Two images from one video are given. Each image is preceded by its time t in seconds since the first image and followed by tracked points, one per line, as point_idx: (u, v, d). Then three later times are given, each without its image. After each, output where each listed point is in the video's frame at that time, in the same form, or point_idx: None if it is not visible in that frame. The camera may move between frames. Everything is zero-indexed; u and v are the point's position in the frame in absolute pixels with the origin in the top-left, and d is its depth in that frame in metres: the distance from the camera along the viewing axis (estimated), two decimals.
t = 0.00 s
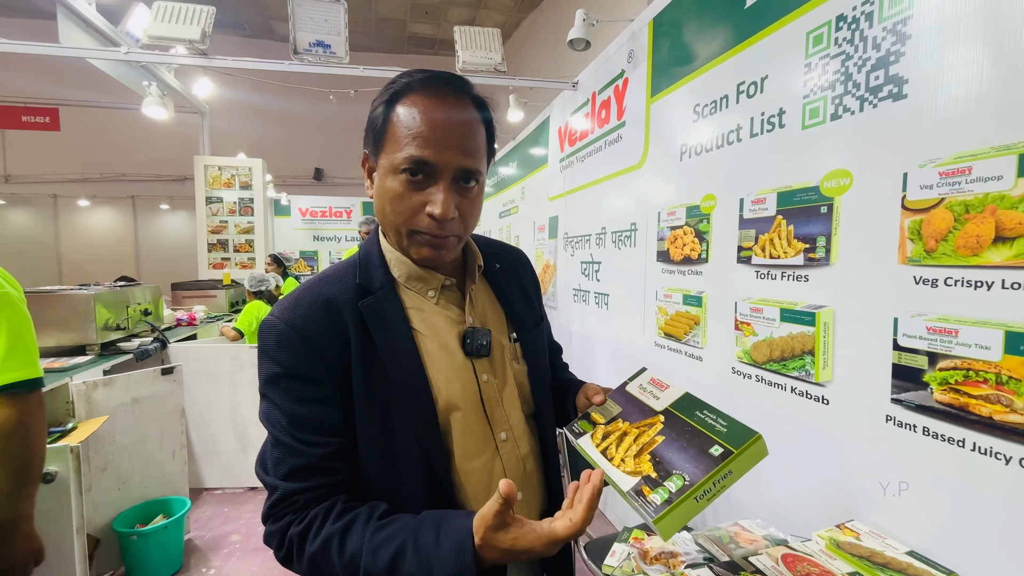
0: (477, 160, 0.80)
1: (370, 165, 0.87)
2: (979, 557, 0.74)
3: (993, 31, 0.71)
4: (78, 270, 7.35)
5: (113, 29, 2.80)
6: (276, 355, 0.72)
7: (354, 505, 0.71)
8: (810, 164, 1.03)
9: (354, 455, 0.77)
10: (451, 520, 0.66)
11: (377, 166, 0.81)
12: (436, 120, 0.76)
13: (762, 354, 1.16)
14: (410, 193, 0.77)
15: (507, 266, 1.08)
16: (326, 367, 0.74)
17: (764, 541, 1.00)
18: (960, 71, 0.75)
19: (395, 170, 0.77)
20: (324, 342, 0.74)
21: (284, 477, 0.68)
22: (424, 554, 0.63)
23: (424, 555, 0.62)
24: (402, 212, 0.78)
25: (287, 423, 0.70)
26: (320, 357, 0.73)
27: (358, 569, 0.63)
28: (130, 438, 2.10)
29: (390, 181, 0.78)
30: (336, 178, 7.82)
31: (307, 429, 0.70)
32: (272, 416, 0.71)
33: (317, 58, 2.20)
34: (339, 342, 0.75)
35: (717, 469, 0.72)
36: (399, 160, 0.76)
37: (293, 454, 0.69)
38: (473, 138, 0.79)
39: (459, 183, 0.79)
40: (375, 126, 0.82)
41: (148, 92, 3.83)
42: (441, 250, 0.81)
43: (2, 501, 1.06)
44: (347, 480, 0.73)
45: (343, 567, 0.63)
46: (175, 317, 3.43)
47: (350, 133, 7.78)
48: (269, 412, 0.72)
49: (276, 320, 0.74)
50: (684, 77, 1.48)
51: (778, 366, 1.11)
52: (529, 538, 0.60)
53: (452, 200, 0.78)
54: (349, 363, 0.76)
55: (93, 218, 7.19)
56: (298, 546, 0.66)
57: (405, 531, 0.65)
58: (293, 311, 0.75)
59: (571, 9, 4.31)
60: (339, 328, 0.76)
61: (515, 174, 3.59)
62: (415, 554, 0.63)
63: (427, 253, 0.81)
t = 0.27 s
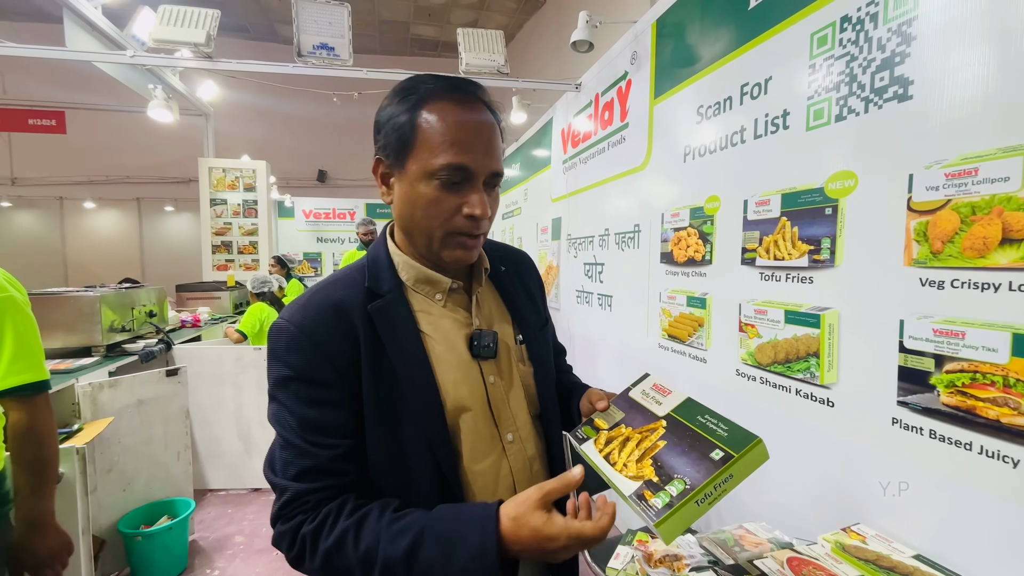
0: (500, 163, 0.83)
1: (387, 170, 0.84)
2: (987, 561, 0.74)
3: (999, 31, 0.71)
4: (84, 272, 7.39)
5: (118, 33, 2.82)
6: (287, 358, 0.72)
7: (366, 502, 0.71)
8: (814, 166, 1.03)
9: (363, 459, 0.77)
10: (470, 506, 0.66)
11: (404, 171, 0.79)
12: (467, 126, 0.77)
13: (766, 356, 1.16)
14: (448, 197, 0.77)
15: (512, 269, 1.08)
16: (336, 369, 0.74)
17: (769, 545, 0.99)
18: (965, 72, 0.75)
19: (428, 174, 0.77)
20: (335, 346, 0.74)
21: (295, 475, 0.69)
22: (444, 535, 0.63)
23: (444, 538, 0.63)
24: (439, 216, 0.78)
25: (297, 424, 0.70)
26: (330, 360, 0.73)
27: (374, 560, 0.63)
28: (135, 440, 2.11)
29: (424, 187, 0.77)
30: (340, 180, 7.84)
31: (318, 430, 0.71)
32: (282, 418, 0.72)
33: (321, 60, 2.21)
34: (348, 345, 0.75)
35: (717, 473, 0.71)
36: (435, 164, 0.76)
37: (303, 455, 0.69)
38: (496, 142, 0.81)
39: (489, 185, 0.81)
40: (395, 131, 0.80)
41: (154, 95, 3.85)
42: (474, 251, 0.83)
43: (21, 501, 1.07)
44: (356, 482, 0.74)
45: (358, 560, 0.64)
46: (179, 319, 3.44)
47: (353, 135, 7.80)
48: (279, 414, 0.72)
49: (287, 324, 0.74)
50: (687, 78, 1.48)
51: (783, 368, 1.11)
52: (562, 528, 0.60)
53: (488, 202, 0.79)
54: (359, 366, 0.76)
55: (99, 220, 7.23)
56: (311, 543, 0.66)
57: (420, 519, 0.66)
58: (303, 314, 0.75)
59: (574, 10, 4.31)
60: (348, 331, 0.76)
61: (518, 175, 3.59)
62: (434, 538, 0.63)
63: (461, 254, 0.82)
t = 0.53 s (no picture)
0: (501, 154, 0.82)
1: (397, 166, 0.87)
2: (986, 559, 0.74)
3: (998, 29, 0.71)
4: (82, 271, 7.38)
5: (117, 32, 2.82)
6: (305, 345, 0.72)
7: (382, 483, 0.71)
8: (813, 165, 1.03)
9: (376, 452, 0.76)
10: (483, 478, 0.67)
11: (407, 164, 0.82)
12: (467, 117, 0.78)
13: (766, 355, 1.16)
14: (442, 184, 0.78)
15: (520, 269, 1.08)
16: (353, 359, 0.73)
17: (768, 543, 1.00)
18: (964, 71, 0.75)
19: (426, 163, 0.78)
20: (353, 336, 0.74)
21: (313, 456, 0.69)
22: (461, 500, 0.64)
23: (461, 505, 0.64)
24: (433, 203, 0.78)
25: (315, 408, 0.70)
26: (347, 350, 0.73)
27: (396, 531, 0.64)
28: (134, 439, 2.11)
29: (421, 175, 0.79)
30: (339, 179, 7.83)
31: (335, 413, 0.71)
32: (300, 405, 0.72)
33: (320, 59, 2.21)
34: (365, 336, 0.75)
35: (711, 445, 0.72)
36: (431, 152, 0.78)
37: (320, 442, 0.69)
38: (497, 134, 0.81)
39: (486, 175, 0.80)
40: (403, 128, 0.83)
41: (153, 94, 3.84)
42: (470, 241, 0.81)
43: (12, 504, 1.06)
44: (371, 469, 0.74)
45: (380, 533, 0.64)
46: (178, 318, 3.44)
47: (352, 134, 7.79)
48: (298, 400, 0.72)
49: (306, 314, 0.74)
50: (687, 77, 1.48)
51: (782, 367, 1.11)
52: (570, 498, 0.61)
53: (482, 189, 0.78)
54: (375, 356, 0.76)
55: (98, 220, 7.22)
56: (331, 522, 0.66)
57: (438, 491, 0.67)
58: (321, 305, 0.75)
59: (573, 10, 4.31)
60: (365, 322, 0.76)
61: (517, 175, 3.59)
62: (452, 507, 0.64)
63: (455, 245, 0.80)
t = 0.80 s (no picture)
0: (515, 159, 0.82)
1: (411, 168, 0.86)
2: (983, 560, 0.74)
3: (994, 30, 0.71)
4: (77, 271, 7.34)
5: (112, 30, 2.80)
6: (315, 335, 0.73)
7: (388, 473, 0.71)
8: (811, 165, 1.03)
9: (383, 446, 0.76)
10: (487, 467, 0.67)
11: (423, 167, 0.81)
12: (485, 122, 0.78)
13: (763, 355, 1.16)
14: (460, 188, 0.77)
15: (527, 269, 1.08)
16: (364, 352, 0.73)
17: (766, 543, 1.00)
18: (960, 72, 0.75)
19: (443, 167, 0.78)
20: (364, 329, 0.74)
21: (321, 443, 0.69)
22: (462, 487, 0.64)
23: (464, 491, 0.63)
24: (450, 207, 0.78)
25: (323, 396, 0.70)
26: (358, 344, 0.73)
27: (399, 519, 0.63)
28: (130, 440, 2.10)
29: (438, 178, 0.78)
30: (336, 179, 7.81)
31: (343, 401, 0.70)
32: (310, 395, 0.72)
33: (317, 58, 2.20)
34: (376, 331, 0.75)
35: (706, 426, 0.72)
36: (449, 156, 0.77)
37: (329, 432, 0.69)
38: (513, 139, 0.82)
39: (502, 179, 0.81)
40: (417, 130, 0.82)
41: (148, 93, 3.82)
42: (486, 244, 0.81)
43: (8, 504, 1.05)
44: (379, 460, 0.73)
45: (383, 520, 0.63)
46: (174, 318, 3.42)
47: (349, 134, 7.77)
48: (308, 389, 0.72)
49: (318, 308, 0.75)
50: (684, 78, 1.48)
51: (780, 367, 1.11)
52: (563, 490, 0.59)
53: (499, 194, 0.78)
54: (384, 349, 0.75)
55: (92, 220, 7.18)
56: (336, 509, 0.65)
57: (442, 480, 0.66)
58: (333, 299, 0.75)
59: (570, 10, 4.31)
60: (375, 317, 0.76)
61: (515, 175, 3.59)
62: (455, 491, 0.64)
63: (472, 246, 0.81)
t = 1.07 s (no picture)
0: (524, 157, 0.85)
1: (418, 161, 0.85)
2: (978, 557, 0.74)
3: (989, 30, 0.71)
4: (72, 270, 7.30)
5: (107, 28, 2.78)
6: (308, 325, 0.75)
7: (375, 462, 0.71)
8: (808, 164, 1.03)
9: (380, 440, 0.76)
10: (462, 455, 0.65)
11: (434, 161, 0.80)
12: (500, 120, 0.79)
13: (760, 354, 1.17)
14: (475, 183, 0.78)
15: (526, 266, 1.08)
16: (360, 345, 0.74)
17: (762, 541, 1.00)
18: (954, 72, 0.76)
19: (458, 161, 0.78)
20: (358, 321, 0.75)
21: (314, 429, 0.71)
22: (436, 475, 0.62)
23: (436, 477, 0.62)
24: (463, 201, 0.78)
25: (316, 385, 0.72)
26: (355, 338, 0.74)
27: (374, 510, 0.62)
28: (125, 440, 2.09)
29: (452, 171, 0.78)
30: (333, 178, 7.79)
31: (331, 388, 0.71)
32: (306, 386, 0.74)
33: (314, 57, 2.19)
34: (371, 325, 0.76)
35: (733, 430, 0.72)
36: (464, 151, 0.77)
37: (324, 420, 0.70)
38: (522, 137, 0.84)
39: (513, 175, 0.82)
40: (428, 124, 0.81)
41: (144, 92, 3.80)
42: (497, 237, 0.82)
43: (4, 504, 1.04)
44: (372, 449, 0.74)
45: (361, 509, 0.63)
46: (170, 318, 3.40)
47: (346, 133, 7.75)
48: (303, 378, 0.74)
49: (316, 301, 0.76)
50: (681, 77, 1.48)
51: (776, 366, 1.12)
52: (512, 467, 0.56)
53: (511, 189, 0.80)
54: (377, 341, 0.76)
55: (88, 218, 7.14)
56: (323, 493, 0.66)
57: (421, 469, 0.65)
58: (331, 293, 0.76)
59: (568, 10, 4.31)
60: (371, 312, 0.76)
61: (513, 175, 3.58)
62: (426, 480, 0.63)
63: (481, 239, 0.81)
